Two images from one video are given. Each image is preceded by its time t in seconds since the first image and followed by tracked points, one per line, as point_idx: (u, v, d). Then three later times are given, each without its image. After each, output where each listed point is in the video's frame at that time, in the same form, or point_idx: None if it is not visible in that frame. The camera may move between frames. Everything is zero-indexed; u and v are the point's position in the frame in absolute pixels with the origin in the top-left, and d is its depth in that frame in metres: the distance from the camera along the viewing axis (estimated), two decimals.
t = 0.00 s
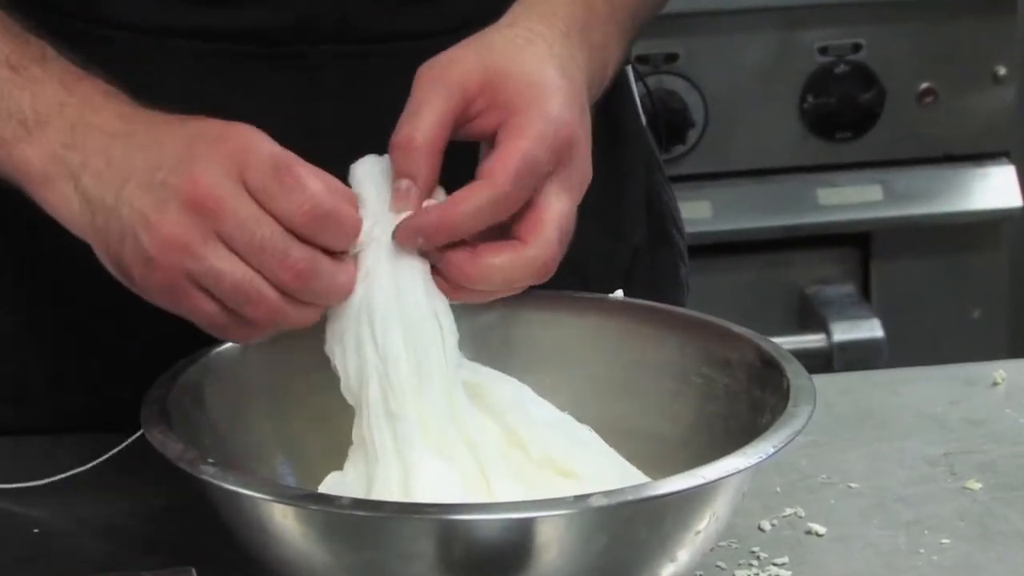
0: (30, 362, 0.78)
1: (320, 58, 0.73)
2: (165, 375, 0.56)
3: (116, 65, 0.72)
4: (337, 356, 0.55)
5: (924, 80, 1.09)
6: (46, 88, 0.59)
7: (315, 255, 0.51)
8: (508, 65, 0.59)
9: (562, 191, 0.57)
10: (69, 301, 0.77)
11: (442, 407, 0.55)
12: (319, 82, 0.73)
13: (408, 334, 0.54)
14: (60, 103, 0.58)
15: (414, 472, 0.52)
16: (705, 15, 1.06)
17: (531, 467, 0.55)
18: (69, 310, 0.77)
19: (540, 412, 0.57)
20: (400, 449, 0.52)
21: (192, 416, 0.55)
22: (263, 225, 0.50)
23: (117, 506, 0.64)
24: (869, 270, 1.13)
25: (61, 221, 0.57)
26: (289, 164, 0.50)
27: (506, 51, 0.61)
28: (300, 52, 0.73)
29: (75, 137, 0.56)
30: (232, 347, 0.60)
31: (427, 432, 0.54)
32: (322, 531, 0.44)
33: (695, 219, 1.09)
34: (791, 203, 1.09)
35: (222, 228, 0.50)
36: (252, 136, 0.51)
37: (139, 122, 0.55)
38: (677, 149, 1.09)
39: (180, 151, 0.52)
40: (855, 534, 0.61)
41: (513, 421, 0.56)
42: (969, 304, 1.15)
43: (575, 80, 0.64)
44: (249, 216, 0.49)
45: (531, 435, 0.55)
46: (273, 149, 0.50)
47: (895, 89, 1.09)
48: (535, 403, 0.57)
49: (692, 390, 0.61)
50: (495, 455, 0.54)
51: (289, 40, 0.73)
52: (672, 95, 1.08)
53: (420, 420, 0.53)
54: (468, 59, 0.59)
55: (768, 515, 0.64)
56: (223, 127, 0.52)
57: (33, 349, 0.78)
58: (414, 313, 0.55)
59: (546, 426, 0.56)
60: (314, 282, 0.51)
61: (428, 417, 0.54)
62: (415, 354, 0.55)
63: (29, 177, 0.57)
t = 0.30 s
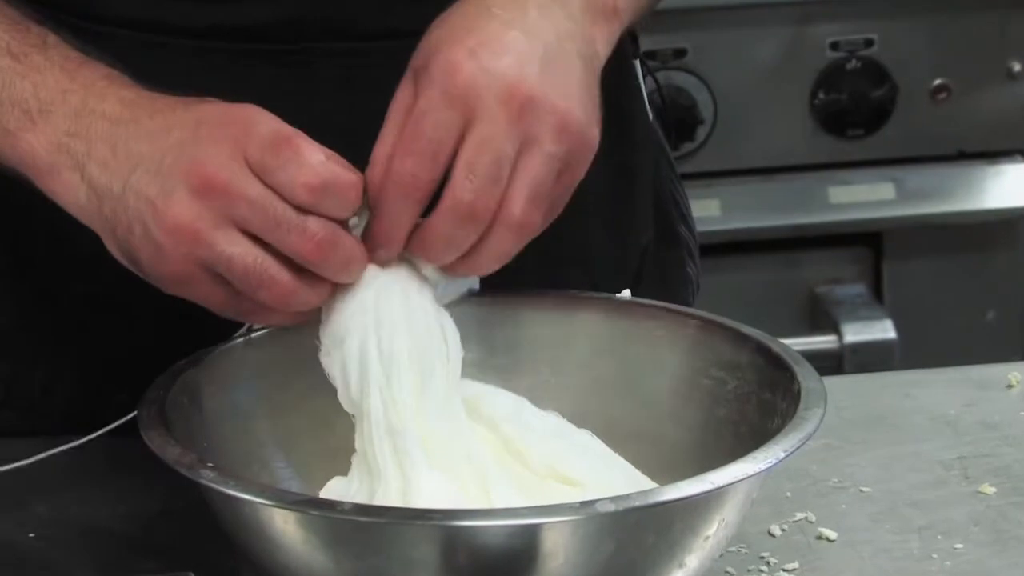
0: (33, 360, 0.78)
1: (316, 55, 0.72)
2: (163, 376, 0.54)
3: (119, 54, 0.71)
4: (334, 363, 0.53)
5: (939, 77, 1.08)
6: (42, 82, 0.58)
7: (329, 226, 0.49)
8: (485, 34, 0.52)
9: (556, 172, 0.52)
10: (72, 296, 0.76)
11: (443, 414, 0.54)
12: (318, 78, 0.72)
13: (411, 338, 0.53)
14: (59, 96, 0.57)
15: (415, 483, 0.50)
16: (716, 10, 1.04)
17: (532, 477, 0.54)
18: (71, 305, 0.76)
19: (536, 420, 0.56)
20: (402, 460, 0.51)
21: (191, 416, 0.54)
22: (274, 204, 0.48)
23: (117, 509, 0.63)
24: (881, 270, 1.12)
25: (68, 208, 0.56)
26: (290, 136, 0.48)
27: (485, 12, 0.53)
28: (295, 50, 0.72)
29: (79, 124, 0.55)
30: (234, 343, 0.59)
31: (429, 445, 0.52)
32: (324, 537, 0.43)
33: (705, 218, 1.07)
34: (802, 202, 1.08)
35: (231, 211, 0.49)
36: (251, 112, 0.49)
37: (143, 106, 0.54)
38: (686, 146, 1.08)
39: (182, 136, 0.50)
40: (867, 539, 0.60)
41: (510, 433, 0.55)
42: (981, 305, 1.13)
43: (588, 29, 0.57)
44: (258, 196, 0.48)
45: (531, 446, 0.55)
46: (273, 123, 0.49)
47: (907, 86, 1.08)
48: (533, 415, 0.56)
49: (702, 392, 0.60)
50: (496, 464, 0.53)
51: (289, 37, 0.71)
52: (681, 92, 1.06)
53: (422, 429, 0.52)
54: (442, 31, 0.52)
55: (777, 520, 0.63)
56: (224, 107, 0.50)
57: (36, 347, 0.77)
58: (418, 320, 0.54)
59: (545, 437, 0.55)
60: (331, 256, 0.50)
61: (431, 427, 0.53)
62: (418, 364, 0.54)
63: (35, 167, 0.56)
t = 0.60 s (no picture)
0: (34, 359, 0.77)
1: (316, 55, 0.72)
2: (162, 376, 0.54)
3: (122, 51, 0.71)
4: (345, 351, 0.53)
5: (940, 76, 1.08)
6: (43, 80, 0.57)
7: (363, 233, 0.49)
8: (512, 83, 0.52)
9: (540, 259, 0.54)
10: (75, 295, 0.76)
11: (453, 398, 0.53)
12: (319, 78, 0.72)
13: (422, 323, 0.53)
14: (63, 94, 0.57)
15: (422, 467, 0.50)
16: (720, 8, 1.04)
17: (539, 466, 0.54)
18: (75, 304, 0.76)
19: (551, 408, 0.55)
20: (411, 440, 0.51)
21: (194, 415, 0.54)
22: (307, 209, 0.48)
23: (116, 509, 0.62)
24: (883, 270, 1.11)
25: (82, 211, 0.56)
26: (324, 145, 0.48)
27: (529, 54, 0.54)
28: (295, 50, 0.72)
29: (100, 130, 0.55)
30: (236, 342, 0.58)
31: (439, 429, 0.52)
32: (325, 535, 0.43)
33: (706, 218, 1.07)
34: (804, 202, 1.07)
35: (264, 217, 0.49)
36: (283, 122, 0.49)
37: (164, 113, 0.54)
38: (687, 145, 1.08)
39: (211, 145, 0.50)
40: (868, 539, 0.60)
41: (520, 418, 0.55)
42: (983, 305, 1.13)
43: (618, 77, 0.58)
44: (292, 202, 0.48)
45: (541, 433, 0.54)
46: (307, 132, 0.49)
47: (909, 85, 1.08)
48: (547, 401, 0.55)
49: (704, 390, 0.60)
50: (504, 451, 0.53)
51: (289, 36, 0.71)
52: (682, 91, 1.06)
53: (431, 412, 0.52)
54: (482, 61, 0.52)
55: (779, 520, 0.63)
56: (255, 116, 0.50)
57: (38, 345, 0.77)
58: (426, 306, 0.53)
59: (557, 425, 0.55)
60: (364, 263, 0.49)
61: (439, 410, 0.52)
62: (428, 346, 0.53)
63: (54, 172, 0.56)
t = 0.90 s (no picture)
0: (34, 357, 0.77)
1: (314, 56, 0.72)
2: (161, 376, 0.54)
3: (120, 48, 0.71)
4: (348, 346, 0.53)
5: (939, 77, 1.08)
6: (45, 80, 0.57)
7: (346, 250, 0.49)
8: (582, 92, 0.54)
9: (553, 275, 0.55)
10: (75, 294, 0.75)
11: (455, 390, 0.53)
12: (317, 81, 0.72)
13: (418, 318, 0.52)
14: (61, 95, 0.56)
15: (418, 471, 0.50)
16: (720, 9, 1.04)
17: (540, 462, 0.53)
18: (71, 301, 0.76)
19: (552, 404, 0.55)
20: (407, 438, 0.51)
21: (190, 407, 0.54)
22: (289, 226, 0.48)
23: (115, 509, 0.62)
24: (882, 270, 1.11)
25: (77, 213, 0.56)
26: (310, 162, 0.48)
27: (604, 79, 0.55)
28: (291, 53, 0.72)
29: (90, 132, 0.54)
30: (235, 343, 0.58)
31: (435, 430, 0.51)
32: (324, 538, 0.43)
33: (705, 218, 1.07)
34: (803, 202, 1.07)
35: (246, 233, 0.49)
36: (265, 132, 0.49)
37: (154, 113, 0.53)
38: (686, 146, 1.08)
39: (195, 155, 0.50)
40: (867, 540, 0.60)
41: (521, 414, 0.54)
42: (981, 305, 1.13)
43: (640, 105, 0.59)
44: (274, 218, 0.48)
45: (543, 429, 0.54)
46: (291, 146, 0.48)
47: (908, 85, 1.08)
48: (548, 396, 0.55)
49: (704, 391, 0.60)
50: (501, 447, 0.52)
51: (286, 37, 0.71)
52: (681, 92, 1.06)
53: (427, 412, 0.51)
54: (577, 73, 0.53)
55: (778, 521, 0.63)
56: (239, 123, 0.50)
57: (37, 344, 0.77)
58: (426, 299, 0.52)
59: (556, 421, 0.54)
60: (347, 277, 0.49)
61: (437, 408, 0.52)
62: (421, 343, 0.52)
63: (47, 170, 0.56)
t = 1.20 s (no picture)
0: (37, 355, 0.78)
1: (314, 52, 0.72)
2: (162, 376, 0.54)
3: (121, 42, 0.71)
4: (333, 369, 0.54)
5: (941, 76, 1.08)
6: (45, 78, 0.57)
7: (332, 208, 0.49)
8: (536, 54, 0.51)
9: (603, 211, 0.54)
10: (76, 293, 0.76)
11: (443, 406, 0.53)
12: (317, 78, 0.72)
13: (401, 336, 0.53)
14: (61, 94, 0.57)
15: (411, 472, 0.50)
16: (721, 6, 1.04)
17: (532, 477, 0.54)
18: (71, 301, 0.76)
19: (538, 422, 0.56)
20: (397, 441, 0.51)
21: (190, 404, 0.54)
22: (271, 187, 0.48)
23: (117, 509, 0.62)
24: (884, 268, 1.11)
25: (72, 194, 0.56)
26: (291, 123, 0.48)
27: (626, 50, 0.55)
28: (292, 49, 0.72)
29: (79, 111, 0.54)
30: (239, 342, 0.58)
31: (425, 435, 0.51)
32: (326, 537, 0.43)
33: (707, 216, 1.07)
34: (805, 200, 1.07)
35: (231, 198, 0.49)
36: (248, 99, 0.49)
37: (144, 88, 0.53)
38: (688, 144, 1.08)
39: (182, 126, 0.50)
40: (870, 538, 0.60)
41: (509, 436, 0.55)
42: (983, 304, 1.13)
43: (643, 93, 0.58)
44: (256, 179, 0.48)
45: (534, 445, 0.54)
46: (273, 109, 0.48)
47: (910, 84, 1.08)
48: (533, 415, 0.56)
49: (706, 391, 0.60)
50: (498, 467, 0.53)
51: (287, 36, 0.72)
52: (684, 89, 1.06)
53: (415, 419, 0.51)
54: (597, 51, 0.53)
55: (779, 519, 0.63)
56: (224, 93, 0.50)
57: (38, 341, 0.77)
58: (409, 319, 0.54)
59: (542, 437, 0.55)
60: (336, 237, 0.49)
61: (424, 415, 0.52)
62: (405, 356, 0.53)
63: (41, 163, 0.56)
